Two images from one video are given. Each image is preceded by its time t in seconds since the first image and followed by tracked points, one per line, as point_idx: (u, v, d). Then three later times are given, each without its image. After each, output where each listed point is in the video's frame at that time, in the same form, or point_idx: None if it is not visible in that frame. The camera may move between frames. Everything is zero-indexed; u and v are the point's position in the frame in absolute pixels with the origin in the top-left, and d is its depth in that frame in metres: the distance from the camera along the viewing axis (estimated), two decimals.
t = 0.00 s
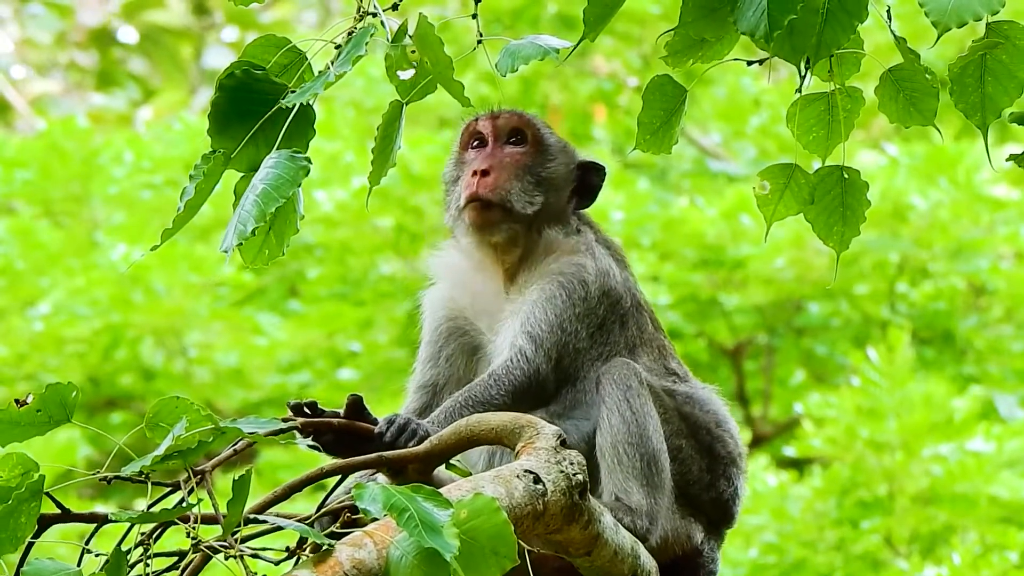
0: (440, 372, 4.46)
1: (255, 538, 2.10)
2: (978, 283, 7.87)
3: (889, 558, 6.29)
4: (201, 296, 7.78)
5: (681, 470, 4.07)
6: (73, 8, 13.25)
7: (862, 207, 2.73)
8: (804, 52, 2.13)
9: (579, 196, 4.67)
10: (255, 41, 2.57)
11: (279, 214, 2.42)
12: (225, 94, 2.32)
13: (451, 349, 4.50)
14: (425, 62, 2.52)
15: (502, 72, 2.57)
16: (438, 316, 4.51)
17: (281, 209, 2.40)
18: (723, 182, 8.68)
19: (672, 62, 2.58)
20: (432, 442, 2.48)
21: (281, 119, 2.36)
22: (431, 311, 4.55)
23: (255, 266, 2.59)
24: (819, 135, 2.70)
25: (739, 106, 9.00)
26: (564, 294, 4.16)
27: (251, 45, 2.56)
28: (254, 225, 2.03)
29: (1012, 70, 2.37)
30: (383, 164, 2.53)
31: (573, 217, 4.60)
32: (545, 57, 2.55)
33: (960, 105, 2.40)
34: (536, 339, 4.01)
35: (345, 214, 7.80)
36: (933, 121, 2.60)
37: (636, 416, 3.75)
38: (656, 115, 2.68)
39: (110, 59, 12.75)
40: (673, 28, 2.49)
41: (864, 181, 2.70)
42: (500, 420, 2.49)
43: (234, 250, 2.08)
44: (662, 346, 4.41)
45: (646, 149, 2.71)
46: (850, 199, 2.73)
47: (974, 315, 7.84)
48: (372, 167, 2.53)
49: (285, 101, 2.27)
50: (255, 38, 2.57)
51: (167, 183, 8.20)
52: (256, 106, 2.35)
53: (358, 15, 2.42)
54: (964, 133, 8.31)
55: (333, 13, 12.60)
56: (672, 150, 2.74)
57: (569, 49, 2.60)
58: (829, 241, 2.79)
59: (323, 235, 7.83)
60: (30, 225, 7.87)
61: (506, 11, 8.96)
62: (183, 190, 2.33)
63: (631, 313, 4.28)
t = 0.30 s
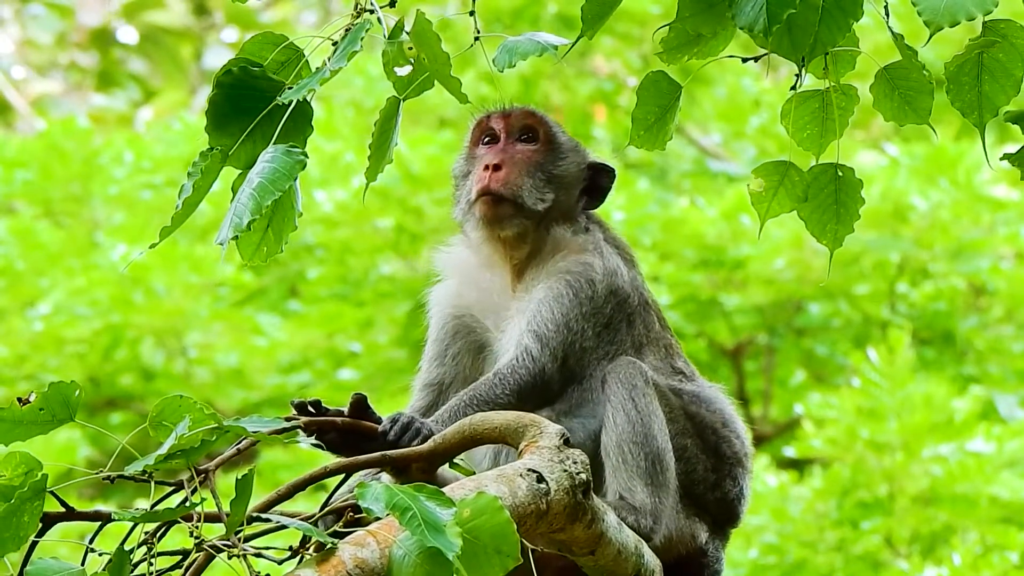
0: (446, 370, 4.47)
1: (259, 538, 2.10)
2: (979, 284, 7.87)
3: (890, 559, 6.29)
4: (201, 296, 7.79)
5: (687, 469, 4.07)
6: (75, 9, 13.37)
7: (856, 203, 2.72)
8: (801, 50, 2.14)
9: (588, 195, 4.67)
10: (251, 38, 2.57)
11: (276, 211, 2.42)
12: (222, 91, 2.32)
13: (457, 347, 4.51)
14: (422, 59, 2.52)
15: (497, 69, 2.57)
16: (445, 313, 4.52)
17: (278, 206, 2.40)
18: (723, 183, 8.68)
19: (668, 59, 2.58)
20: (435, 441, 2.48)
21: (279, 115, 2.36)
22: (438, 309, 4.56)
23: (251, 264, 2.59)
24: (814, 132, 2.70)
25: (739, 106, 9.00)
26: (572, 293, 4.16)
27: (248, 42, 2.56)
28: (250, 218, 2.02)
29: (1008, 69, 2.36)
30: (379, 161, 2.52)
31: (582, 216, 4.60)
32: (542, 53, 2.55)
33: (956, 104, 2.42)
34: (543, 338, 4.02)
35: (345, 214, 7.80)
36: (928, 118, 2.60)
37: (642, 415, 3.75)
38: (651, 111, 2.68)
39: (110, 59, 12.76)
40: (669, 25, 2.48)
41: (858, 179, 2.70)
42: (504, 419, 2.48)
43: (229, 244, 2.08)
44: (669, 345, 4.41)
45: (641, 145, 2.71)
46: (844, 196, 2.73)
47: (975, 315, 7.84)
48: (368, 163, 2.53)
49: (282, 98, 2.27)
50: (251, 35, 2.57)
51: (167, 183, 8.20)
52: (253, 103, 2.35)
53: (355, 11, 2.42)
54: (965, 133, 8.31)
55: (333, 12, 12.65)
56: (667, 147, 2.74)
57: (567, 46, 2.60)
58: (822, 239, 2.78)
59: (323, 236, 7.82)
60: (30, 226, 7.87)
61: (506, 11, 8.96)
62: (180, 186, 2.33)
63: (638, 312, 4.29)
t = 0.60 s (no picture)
0: (450, 370, 4.48)
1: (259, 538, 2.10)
2: (979, 283, 7.87)
3: (890, 559, 6.29)
4: (200, 296, 7.80)
5: (689, 470, 4.07)
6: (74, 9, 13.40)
7: (857, 202, 2.73)
8: (801, 48, 2.13)
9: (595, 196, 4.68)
10: (250, 35, 2.58)
11: (274, 206, 2.41)
12: (220, 86, 2.33)
13: (460, 347, 4.52)
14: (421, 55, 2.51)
15: (497, 66, 2.57)
16: (449, 312, 4.53)
17: (277, 201, 2.40)
18: (723, 183, 8.69)
19: (668, 58, 2.57)
20: (435, 441, 2.48)
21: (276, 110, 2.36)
22: (442, 309, 4.57)
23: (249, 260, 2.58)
24: (814, 132, 2.70)
25: (739, 106, 9.00)
26: (576, 293, 4.17)
27: (247, 39, 2.57)
28: (247, 209, 2.02)
29: (1007, 68, 2.36)
30: (378, 157, 2.51)
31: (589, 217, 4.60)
32: (542, 50, 2.55)
33: (955, 103, 2.43)
34: (545, 339, 4.03)
35: (345, 214, 7.80)
36: (928, 117, 2.60)
37: (643, 416, 3.75)
38: (651, 110, 2.68)
39: (111, 60, 12.78)
40: (668, 23, 2.48)
41: (858, 178, 2.70)
42: (505, 419, 2.48)
43: (226, 237, 2.07)
44: (673, 345, 4.42)
45: (641, 143, 2.71)
46: (845, 195, 2.73)
47: (974, 315, 7.84)
48: (368, 159, 2.52)
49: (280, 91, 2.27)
50: (249, 33, 2.58)
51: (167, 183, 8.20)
52: (252, 98, 2.35)
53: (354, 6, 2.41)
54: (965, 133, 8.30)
55: (333, 12, 12.65)
56: (667, 146, 2.74)
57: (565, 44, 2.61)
58: (824, 238, 2.79)
59: (323, 235, 7.82)
60: (30, 226, 7.87)
61: (506, 11, 8.96)
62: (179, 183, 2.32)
63: (642, 313, 4.29)
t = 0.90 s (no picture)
0: (449, 370, 4.48)
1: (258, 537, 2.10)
2: (979, 284, 7.86)
3: (890, 560, 6.29)
4: (200, 296, 7.80)
5: (688, 470, 4.07)
6: (75, 10, 13.40)
7: (861, 201, 2.72)
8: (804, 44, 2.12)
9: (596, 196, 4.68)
10: (253, 32, 2.57)
11: (276, 206, 2.41)
12: (222, 85, 2.32)
13: (460, 346, 4.52)
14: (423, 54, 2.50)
15: (500, 64, 2.56)
16: (449, 311, 4.53)
17: (278, 201, 2.39)
18: (723, 182, 8.69)
19: (671, 55, 2.59)
20: (434, 439, 2.47)
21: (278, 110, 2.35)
22: (441, 308, 4.57)
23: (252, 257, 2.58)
24: (818, 129, 2.70)
25: (739, 106, 9.00)
26: (576, 294, 4.17)
27: (249, 37, 2.56)
28: (247, 213, 2.02)
29: (1012, 66, 2.36)
30: (379, 155, 2.50)
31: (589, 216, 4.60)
32: (544, 48, 2.54)
33: (960, 100, 2.42)
34: (545, 339, 4.03)
35: (345, 215, 7.79)
36: (931, 115, 2.61)
37: (643, 415, 3.75)
38: (653, 108, 2.67)
39: (112, 60, 12.77)
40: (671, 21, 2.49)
41: (863, 175, 2.69)
42: (503, 418, 2.48)
43: (228, 239, 2.07)
44: (672, 345, 4.42)
45: (642, 141, 2.71)
46: (848, 193, 2.72)
47: (974, 315, 7.84)
48: (369, 158, 2.51)
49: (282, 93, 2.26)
50: (252, 30, 2.57)
51: (167, 183, 8.21)
52: (254, 97, 2.34)
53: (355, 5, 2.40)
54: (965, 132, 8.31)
55: (333, 12, 12.65)
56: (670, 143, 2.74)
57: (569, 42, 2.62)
58: (826, 235, 2.79)
59: (324, 236, 7.82)
60: (30, 226, 7.87)
61: (507, 11, 8.96)
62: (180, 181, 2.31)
63: (642, 312, 4.29)
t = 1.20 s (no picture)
0: (445, 369, 4.48)
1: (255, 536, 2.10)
2: (979, 284, 7.87)
3: (890, 560, 6.30)
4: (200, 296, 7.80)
5: (684, 468, 4.07)
6: (75, 10, 13.41)
7: (864, 205, 2.71)
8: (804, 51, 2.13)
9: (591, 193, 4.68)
10: (252, 32, 2.57)
11: (281, 205, 2.41)
12: (222, 86, 2.32)
13: (457, 345, 4.52)
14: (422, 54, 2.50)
15: (500, 66, 2.64)
16: (446, 310, 4.53)
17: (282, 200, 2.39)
18: (723, 183, 8.68)
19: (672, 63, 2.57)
20: (432, 438, 2.46)
21: (280, 110, 2.35)
22: (438, 306, 4.57)
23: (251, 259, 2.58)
24: (819, 135, 2.69)
25: (739, 106, 9.00)
26: (572, 292, 4.17)
27: (248, 37, 2.56)
28: (257, 208, 2.01)
29: (1013, 68, 2.36)
30: (381, 157, 2.51)
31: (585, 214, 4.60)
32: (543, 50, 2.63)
33: (961, 104, 2.40)
34: (541, 338, 4.03)
35: (345, 215, 7.79)
36: (930, 121, 2.60)
37: (639, 414, 3.75)
38: (654, 115, 2.68)
39: (112, 60, 12.79)
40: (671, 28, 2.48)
41: (864, 179, 2.68)
42: (501, 416, 2.48)
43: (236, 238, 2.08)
44: (669, 344, 4.42)
45: (645, 149, 2.71)
46: (851, 197, 2.71)
47: (975, 315, 7.84)
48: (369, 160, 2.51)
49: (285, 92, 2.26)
50: (251, 30, 2.57)
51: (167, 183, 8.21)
52: (255, 98, 2.34)
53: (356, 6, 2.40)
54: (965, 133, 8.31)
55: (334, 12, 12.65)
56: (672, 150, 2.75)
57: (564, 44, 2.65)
58: (829, 240, 2.76)
59: (324, 236, 7.81)
60: (30, 226, 7.87)
61: (507, 11, 8.96)
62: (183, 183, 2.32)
63: (638, 311, 4.29)
